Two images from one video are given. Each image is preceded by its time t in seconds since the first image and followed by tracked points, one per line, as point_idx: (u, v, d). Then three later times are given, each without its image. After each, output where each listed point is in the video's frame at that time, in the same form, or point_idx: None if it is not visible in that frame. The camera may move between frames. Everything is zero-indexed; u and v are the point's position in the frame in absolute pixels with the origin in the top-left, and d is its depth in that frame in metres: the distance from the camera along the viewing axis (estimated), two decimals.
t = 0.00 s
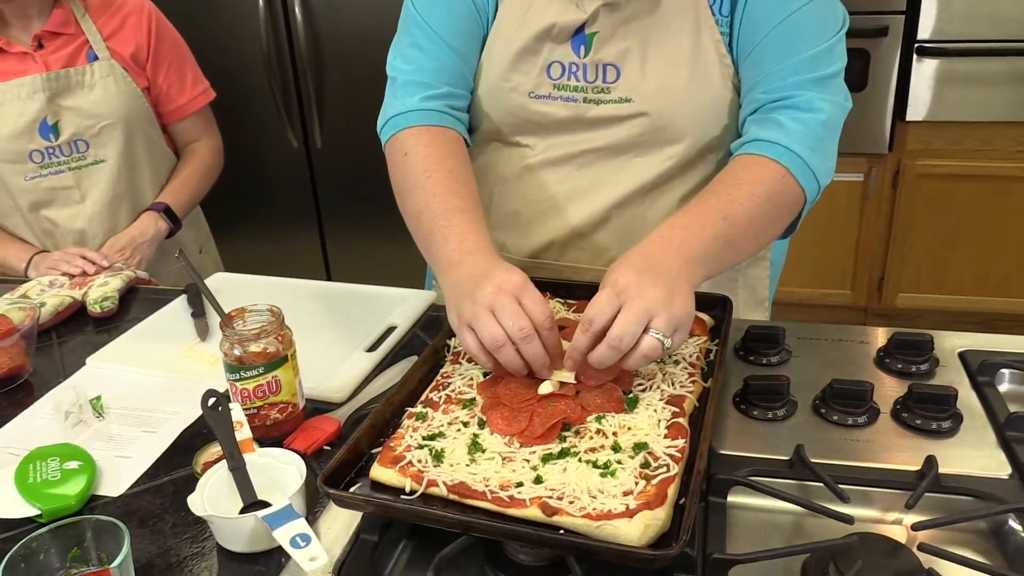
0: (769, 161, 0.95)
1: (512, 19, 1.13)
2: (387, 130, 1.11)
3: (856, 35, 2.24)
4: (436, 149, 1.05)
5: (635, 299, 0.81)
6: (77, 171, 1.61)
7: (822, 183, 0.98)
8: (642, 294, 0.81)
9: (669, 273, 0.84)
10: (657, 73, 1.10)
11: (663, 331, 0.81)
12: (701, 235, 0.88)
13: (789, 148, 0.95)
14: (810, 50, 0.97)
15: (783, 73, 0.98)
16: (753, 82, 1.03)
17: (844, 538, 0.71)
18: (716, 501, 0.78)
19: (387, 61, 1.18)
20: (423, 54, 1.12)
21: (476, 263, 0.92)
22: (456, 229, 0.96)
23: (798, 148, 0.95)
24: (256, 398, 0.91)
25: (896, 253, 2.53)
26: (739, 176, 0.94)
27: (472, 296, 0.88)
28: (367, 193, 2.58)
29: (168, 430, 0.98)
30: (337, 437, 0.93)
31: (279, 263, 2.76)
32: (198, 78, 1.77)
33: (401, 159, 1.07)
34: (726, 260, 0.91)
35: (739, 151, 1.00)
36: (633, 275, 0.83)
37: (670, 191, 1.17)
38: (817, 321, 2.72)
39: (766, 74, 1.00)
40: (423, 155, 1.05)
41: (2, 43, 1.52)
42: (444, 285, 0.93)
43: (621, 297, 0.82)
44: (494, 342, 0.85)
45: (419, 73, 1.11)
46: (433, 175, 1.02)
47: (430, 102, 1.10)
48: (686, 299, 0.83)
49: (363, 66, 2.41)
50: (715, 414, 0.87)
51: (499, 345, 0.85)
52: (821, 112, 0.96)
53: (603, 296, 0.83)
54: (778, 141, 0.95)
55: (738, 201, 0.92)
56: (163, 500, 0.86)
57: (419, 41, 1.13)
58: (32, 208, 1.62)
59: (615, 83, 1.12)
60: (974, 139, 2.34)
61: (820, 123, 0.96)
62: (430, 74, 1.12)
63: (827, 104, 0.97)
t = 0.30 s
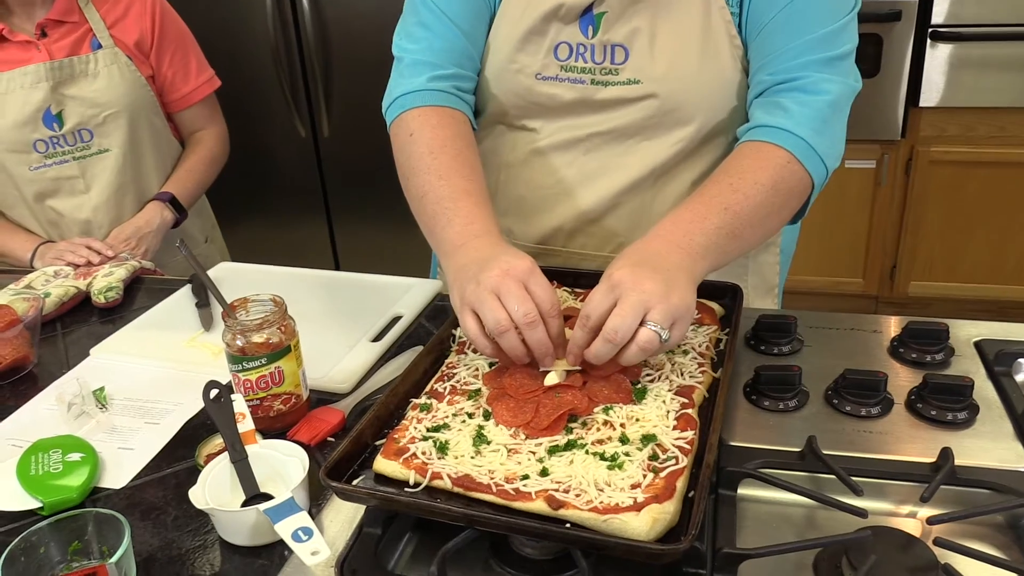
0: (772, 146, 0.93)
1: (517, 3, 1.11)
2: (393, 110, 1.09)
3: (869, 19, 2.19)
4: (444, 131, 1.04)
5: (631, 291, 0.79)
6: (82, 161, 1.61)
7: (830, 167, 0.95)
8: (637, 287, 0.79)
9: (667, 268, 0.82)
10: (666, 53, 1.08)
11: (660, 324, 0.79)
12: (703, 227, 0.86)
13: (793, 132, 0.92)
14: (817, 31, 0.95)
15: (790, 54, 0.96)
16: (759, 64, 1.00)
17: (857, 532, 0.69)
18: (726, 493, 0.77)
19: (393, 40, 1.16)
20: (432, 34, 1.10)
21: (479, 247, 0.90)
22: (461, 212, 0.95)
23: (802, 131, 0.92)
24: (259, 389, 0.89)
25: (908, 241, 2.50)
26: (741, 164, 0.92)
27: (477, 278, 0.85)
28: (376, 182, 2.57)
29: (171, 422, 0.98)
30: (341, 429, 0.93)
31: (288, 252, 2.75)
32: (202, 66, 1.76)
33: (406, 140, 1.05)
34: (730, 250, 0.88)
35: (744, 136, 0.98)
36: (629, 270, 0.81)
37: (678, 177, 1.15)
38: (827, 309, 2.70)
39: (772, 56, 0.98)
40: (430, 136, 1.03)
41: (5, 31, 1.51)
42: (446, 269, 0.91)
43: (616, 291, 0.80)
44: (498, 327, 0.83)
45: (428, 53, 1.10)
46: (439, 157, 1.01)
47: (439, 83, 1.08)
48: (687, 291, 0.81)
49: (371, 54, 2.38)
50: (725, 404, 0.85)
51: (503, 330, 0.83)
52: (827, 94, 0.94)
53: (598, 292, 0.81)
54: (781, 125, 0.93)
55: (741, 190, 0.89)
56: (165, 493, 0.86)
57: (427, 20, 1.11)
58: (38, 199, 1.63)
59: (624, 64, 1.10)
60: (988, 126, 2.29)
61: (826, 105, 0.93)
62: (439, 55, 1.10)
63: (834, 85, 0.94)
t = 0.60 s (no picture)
0: (771, 140, 0.92)
1: None
2: (390, 102, 1.08)
3: (867, 10, 2.17)
4: (441, 122, 1.03)
5: (626, 278, 0.79)
6: (69, 154, 1.61)
7: (829, 161, 0.94)
8: (632, 273, 0.79)
9: (663, 256, 0.81)
10: (661, 44, 1.07)
11: (655, 308, 0.78)
12: (700, 221, 0.85)
13: (792, 126, 0.91)
14: (816, 24, 0.94)
15: (788, 47, 0.95)
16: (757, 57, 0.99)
17: (855, 528, 0.69)
18: (722, 489, 0.76)
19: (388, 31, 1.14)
20: (427, 25, 1.09)
21: (476, 241, 0.89)
22: (459, 205, 0.94)
23: (801, 126, 0.91)
24: (250, 384, 0.89)
25: (905, 234, 2.49)
26: (741, 158, 0.91)
27: (476, 272, 0.84)
28: (372, 175, 2.55)
29: (162, 417, 0.97)
30: (334, 424, 0.92)
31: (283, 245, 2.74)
32: (189, 54, 1.75)
33: (402, 132, 1.04)
34: (727, 244, 0.87)
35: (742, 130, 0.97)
36: (624, 257, 0.81)
37: (675, 169, 1.14)
38: (824, 302, 2.70)
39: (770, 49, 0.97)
40: (427, 128, 1.02)
41: None
42: (444, 263, 0.90)
43: (611, 277, 0.80)
44: (497, 324, 0.82)
45: (424, 43, 1.08)
46: (437, 149, 0.99)
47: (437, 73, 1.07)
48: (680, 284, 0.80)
49: (366, 45, 2.35)
50: (721, 398, 0.85)
51: (503, 328, 0.82)
52: (827, 89, 0.93)
53: (592, 279, 0.81)
54: (780, 120, 0.92)
55: (738, 184, 0.88)
56: (156, 489, 0.85)
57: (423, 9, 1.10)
58: (26, 190, 1.62)
59: (620, 55, 1.08)
60: (985, 118, 2.28)
61: (826, 100, 0.93)
62: (436, 45, 1.08)
63: (834, 79, 0.93)
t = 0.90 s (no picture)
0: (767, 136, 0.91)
1: None
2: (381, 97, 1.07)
3: (862, 6, 2.17)
4: (433, 118, 1.02)
5: (608, 278, 0.80)
6: (61, 154, 1.60)
7: (826, 158, 0.94)
8: (614, 274, 0.80)
9: (648, 254, 0.82)
10: (656, 40, 1.06)
11: (637, 303, 0.78)
12: (691, 219, 0.85)
13: (788, 122, 0.91)
14: (815, 19, 0.93)
15: (784, 44, 0.95)
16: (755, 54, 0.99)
17: (853, 526, 0.68)
18: (719, 487, 0.76)
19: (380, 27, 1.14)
20: (421, 21, 1.09)
21: (468, 239, 0.88)
22: (451, 202, 0.93)
23: (798, 121, 0.91)
24: (244, 384, 0.88)
25: (901, 230, 2.49)
26: (735, 155, 0.91)
27: (468, 273, 0.84)
28: (367, 174, 2.55)
29: (156, 418, 0.96)
30: (329, 424, 0.91)
31: (279, 245, 2.73)
32: (181, 52, 1.74)
33: (395, 128, 1.03)
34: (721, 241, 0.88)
35: (739, 126, 0.96)
36: (608, 259, 0.82)
37: (670, 166, 1.13)
38: (820, 298, 2.69)
39: (767, 46, 0.96)
40: (419, 124, 1.01)
41: None
42: (435, 262, 0.90)
43: (595, 280, 0.82)
44: (488, 325, 0.81)
45: (418, 39, 1.08)
46: (429, 145, 0.99)
47: (429, 69, 1.06)
48: (665, 280, 0.81)
49: (360, 43, 2.34)
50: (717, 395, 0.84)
51: (494, 328, 0.82)
52: (826, 84, 0.92)
53: (580, 282, 0.83)
54: (776, 115, 0.91)
55: (732, 180, 0.88)
56: (149, 491, 0.84)
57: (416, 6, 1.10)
58: (18, 192, 1.62)
59: (615, 51, 1.08)
60: (980, 113, 2.28)
61: (824, 95, 0.92)
62: (429, 41, 1.08)
63: (833, 75, 0.93)
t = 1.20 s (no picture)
0: (786, 124, 0.90)
1: None
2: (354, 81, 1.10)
3: (864, 5, 2.16)
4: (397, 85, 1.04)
5: (643, 237, 0.76)
6: (64, 156, 1.60)
7: (839, 153, 0.94)
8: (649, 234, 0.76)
9: (677, 217, 0.79)
10: (657, 39, 1.06)
11: (673, 267, 0.75)
12: (716, 188, 0.82)
13: (806, 111, 0.90)
14: (827, 18, 0.94)
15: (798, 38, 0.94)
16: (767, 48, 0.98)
17: (855, 526, 0.68)
18: (721, 487, 0.76)
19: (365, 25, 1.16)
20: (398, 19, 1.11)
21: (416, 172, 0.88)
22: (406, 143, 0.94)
23: (816, 111, 0.90)
24: (246, 385, 0.88)
25: (903, 230, 2.48)
26: (753, 142, 0.89)
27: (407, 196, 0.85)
28: (368, 174, 2.54)
29: (158, 418, 0.96)
30: (331, 424, 0.91)
31: (281, 244, 2.73)
32: (183, 52, 1.74)
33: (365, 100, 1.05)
34: (739, 221, 0.85)
35: (752, 118, 0.95)
36: (640, 217, 0.78)
37: (670, 164, 1.13)
38: (822, 297, 2.70)
39: (779, 41, 0.96)
40: (384, 91, 1.03)
41: None
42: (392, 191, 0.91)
43: (629, 236, 0.77)
44: (426, 235, 0.82)
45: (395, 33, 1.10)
46: (388, 104, 1.01)
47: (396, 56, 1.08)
48: (692, 245, 0.78)
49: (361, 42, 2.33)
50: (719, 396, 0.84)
51: (431, 240, 0.82)
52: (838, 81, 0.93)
53: (610, 235, 0.77)
54: (794, 104, 0.91)
55: (752, 162, 0.86)
56: (151, 492, 0.85)
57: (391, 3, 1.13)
58: (21, 194, 1.62)
59: (614, 49, 1.08)
60: (983, 112, 2.28)
61: (838, 90, 0.92)
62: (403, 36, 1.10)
63: (844, 73, 0.94)
